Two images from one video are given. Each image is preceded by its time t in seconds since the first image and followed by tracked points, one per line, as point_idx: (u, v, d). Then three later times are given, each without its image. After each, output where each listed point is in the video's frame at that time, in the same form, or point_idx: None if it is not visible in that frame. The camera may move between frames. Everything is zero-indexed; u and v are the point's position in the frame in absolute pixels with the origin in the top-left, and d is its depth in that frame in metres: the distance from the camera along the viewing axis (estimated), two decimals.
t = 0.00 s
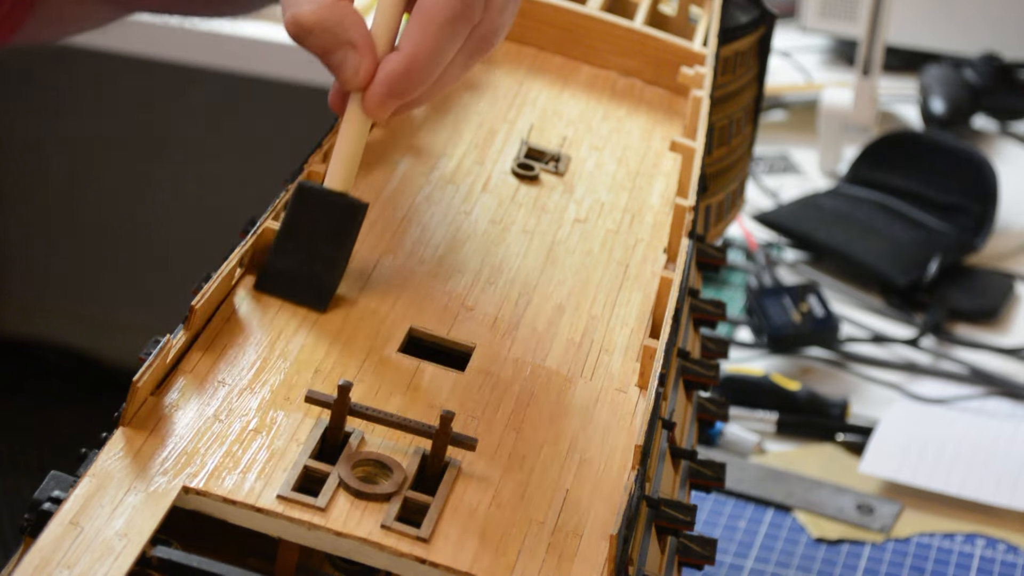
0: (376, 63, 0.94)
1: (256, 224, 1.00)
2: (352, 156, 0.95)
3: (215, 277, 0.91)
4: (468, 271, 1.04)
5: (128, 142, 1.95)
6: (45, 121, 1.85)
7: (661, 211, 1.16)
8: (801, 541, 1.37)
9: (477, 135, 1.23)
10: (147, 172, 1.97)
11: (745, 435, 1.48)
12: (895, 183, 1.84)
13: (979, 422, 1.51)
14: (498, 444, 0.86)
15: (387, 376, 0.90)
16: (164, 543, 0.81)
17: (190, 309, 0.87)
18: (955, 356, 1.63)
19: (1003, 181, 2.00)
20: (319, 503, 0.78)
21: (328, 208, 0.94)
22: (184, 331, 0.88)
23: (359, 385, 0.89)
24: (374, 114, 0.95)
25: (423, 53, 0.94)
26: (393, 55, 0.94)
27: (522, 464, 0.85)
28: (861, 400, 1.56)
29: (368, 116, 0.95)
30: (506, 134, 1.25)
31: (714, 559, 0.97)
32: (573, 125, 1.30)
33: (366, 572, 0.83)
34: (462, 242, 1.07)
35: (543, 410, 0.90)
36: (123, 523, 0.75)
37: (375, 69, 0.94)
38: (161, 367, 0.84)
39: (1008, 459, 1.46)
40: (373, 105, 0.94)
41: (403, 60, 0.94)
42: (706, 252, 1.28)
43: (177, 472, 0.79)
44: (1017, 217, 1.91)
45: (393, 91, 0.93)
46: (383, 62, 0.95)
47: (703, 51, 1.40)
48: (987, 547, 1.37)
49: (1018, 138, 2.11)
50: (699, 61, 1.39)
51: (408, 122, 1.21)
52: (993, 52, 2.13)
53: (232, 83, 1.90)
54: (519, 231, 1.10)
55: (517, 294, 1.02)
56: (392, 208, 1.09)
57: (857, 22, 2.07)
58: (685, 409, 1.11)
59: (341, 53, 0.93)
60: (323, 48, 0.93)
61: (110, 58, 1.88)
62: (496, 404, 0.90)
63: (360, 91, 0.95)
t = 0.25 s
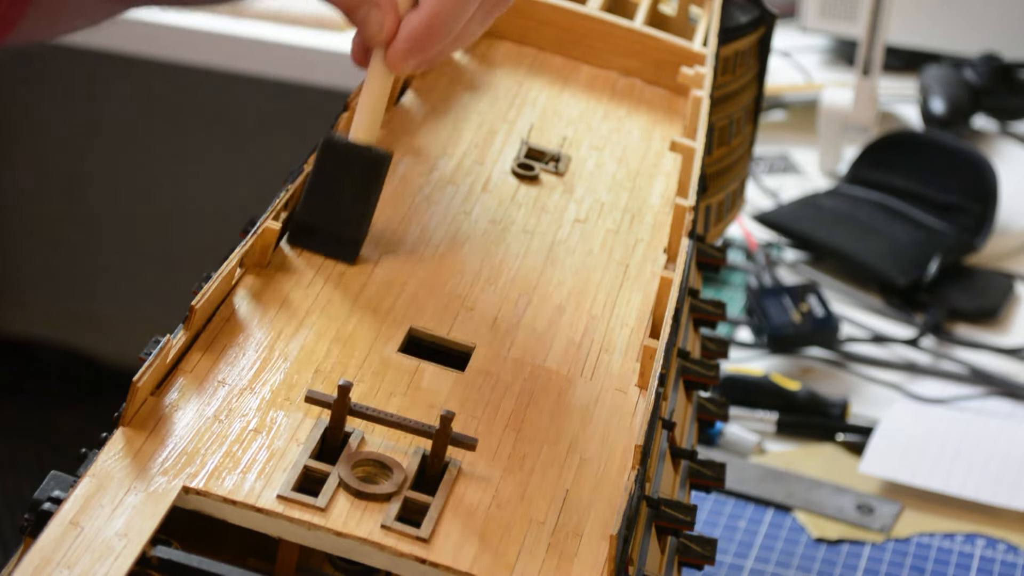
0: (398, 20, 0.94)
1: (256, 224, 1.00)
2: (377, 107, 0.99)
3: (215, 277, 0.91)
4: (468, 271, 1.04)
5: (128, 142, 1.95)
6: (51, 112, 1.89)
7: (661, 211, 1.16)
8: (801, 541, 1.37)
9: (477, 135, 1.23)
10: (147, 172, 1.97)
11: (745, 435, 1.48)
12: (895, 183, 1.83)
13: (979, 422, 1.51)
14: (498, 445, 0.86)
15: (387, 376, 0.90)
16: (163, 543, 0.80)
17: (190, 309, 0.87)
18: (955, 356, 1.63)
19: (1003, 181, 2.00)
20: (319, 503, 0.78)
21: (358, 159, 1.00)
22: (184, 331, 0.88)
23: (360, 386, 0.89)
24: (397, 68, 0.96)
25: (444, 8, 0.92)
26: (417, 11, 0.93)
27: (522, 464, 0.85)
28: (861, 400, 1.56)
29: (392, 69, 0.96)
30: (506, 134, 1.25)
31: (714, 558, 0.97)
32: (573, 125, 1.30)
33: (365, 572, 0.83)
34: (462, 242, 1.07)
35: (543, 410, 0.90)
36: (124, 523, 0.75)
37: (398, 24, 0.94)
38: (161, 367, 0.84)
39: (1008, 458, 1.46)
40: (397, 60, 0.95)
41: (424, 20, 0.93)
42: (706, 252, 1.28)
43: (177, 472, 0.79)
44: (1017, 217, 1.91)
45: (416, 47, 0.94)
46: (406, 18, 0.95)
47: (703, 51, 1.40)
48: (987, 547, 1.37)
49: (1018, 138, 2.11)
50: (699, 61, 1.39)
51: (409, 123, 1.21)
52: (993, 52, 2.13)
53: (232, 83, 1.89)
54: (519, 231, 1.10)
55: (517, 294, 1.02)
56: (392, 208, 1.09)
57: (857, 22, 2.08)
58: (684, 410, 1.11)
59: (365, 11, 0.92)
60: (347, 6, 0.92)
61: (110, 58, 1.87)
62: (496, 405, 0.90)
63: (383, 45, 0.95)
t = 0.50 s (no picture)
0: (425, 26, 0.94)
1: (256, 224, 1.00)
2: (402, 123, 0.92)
3: (215, 277, 0.91)
4: (468, 271, 1.04)
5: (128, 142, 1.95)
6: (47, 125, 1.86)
7: (661, 211, 1.16)
8: (801, 541, 1.37)
9: (477, 135, 1.23)
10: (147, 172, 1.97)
11: (745, 435, 1.48)
12: (895, 183, 1.84)
13: (979, 422, 1.51)
14: (498, 445, 0.86)
15: (387, 376, 0.90)
16: (163, 543, 0.80)
17: (190, 309, 0.87)
18: (955, 356, 1.63)
19: (1003, 181, 2.00)
20: (319, 503, 0.78)
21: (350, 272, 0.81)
22: (184, 331, 0.88)
23: (360, 386, 0.89)
24: (424, 81, 0.94)
25: (472, 7, 0.93)
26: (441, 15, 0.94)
27: (522, 465, 0.85)
28: (861, 400, 1.56)
29: (417, 84, 0.94)
30: (506, 134, 1.25)
31: (714, 559, 0.97)
32: (573, 125, 1.30)
33: (365, 572, 0.83)
34: (462, 243, 1.07)
35: (543, 410, 0.90)
36: (124, 523, 0.75)
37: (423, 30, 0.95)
38: (161, 367, 0.84)
39: (1008, 458, 1.46)
40: (422, 67, 0.93)
41: (451, 17, 0.93)
42: (707, 252, 1.28)
43: (177, 472, 0.79)
44: (1017, 217, 1.91)
45: (443, 52, 0.93)
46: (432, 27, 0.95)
47: (703, 51, 1.40)
48: (987, 547, 1.37)
49: (1018, 138, 2.11)
50: (699, 61, 1.39)
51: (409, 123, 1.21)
52: (993, 52, 2.13)
53: (232, 83, 1.89)
54: (519, 231, 1.10)
55: (517, 294, 1.02)
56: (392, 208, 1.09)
57: (857, 22, 2.08)
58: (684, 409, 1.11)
59: (389, 14, 0.94)
60: (373, 9, 0.94)
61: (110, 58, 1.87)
62: (496, 405, 0.90)
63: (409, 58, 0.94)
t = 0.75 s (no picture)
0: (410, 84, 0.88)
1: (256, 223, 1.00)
2: (387, 194, 0.86)
3: (216, 277, 0.91)
4: (467, 271, 1.04)
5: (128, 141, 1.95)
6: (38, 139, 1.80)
7: (661, 211, 1.16)
8: (801, 541, 1.37)
9: (477, 135, 1.23)
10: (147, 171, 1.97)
11: (745, 435, 1.48)
12: (895, 183, 1.84)
13: (979, 422, 1.51)
14: (499, 445, 0.86)
15: (387, 375, 0.90)
16: (164, 543, 0.80)
17: (190, 309, 0.87)
18: (955, 356, 1.63)
19: (1003, 181, 2.00)
20: (319, 503, 0.78)
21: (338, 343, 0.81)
22: (184, 331, 0.88)
23: (360, 386, 0.88)
24: (410, 144, 0.87)
25: (457, 68, 0.90)
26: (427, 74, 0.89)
27: (521, 464, 0.85)
28: (860, 400, 1.56)
29: (404, 147, 0.88)
30: (506, 134, 1.25)
31: (714, 559, 0.97)
32: (573, 125, 1.30)
33: (366, 572, 0.83)
34: (461, 243, 1.07)
35: (544, 410, 0.90)
36: (123, 523, 0.75)
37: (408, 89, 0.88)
38: (161, 367, 0.84)
39: (1008, 458, 1.46)
40: (409, 131, 0.87)
41: (438, 75, 0.89)
42: (707, 252, 1.28)
43: (177, 472, 0.79)
44: (1017, 217, 1.91)
45: (431, 112, 0.87)
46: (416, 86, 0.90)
47: (703, 51, 1.40)
48: (987, 547, 1.37)
49: (1018, 138, 2.11)
50: (699, 61, 1.39)
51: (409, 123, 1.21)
52: (993, 53, 2.13)
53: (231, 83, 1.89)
54: (519, 231, 1.10)
55: (517, 294, 1.02)
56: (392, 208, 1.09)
57: (858, 22, 2.07)
58: (685, 409, 1.11)
59: (374, 73, 0.87)
60: (357, 68, 0.88)
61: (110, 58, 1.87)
62: (497, 405, 0.90)
63: (393, 119, 0.88)
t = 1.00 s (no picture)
0: (408, 121, 0.88)
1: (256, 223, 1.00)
2: (385, 230, 0.87)
3: (216, 277, 0.90)
4: (467, 271, 1.04)
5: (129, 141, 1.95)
6: (37, 141, 1.74)
7: (661, 211, 1.16)
8: (801, 541, 1.37)
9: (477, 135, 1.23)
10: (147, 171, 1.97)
11: (745, 435, 1.48)
12: (895, 183, 1.84)
13: (979, 422, 1.51)
14: (498, 445, 0.86)
15: (387, 375, 0.90)
16: (163, 543, 0.80)
17: (190, 309, 0.87)
18: (955, 356, 1.63)
19: (1003, 181, 2.00)
20: (319, 503, 0.78)
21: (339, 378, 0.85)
22: (184, 331, 0.88)
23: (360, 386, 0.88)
24: (409, 180, 0.88)
25: (455, 105, 0.90)
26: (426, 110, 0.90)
27: (521, 464, 0.85)
28: (860, 400, 1.56)
29: (403, 183, 0.89)
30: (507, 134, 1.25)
31: (715, 559, 0.97)
32: (572, 125, 1.30)
33: (365, 572, 0.83)
34: (461, 243, 1.07)
35: (543, 410, 0.90)
36: (123, 523, 0.75)
37: (407, 125, 0.88)
38: (161, 367, 0.84)
39: (1008, 458, 1.46)
40: (408, 168, 0.88)
41: (436, 113, 0.89)
42: (707, 252, 1.27)
43: (177, 473, 0.79)
44: (1017, 216, 1.91)
45: (429, 148, 0.88)
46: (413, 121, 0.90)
47: (703, 51, 1.40)
48: (987, 547, 1.37)
49: (1018, 138, 2.11)
50: (699, 61, 1.39)
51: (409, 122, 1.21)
52: (993, 53, 2.13)
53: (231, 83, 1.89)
54: (519, 231, 1.10)
55: (517, 294, 1.02)
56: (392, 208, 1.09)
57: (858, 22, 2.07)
58: (684, 409, 1.11)
59: (372, 110, 0.87)
60: (354, 105, 0.87)
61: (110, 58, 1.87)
62: (496, 405, 0.90)
63: (391, 155, 0.89)
